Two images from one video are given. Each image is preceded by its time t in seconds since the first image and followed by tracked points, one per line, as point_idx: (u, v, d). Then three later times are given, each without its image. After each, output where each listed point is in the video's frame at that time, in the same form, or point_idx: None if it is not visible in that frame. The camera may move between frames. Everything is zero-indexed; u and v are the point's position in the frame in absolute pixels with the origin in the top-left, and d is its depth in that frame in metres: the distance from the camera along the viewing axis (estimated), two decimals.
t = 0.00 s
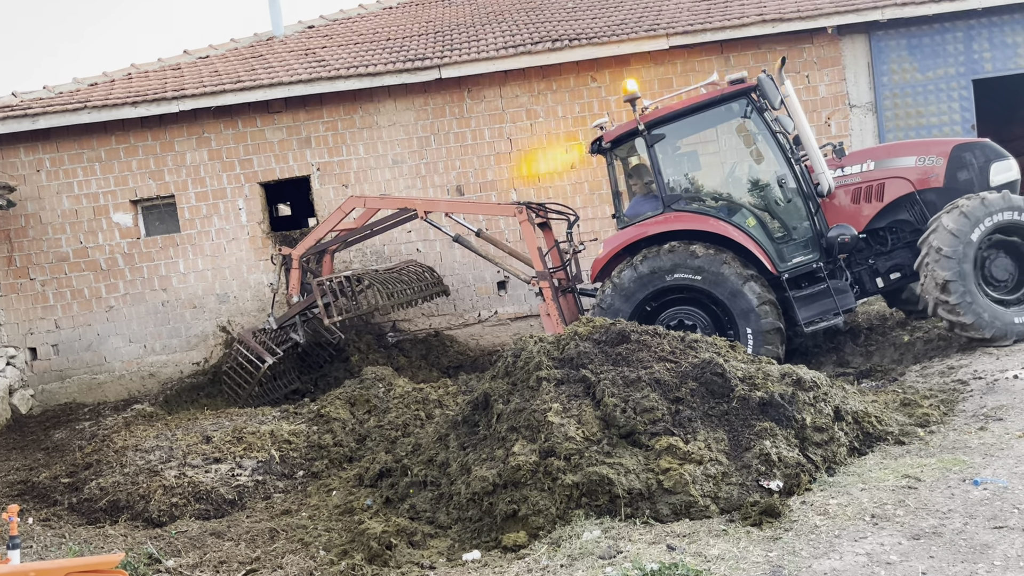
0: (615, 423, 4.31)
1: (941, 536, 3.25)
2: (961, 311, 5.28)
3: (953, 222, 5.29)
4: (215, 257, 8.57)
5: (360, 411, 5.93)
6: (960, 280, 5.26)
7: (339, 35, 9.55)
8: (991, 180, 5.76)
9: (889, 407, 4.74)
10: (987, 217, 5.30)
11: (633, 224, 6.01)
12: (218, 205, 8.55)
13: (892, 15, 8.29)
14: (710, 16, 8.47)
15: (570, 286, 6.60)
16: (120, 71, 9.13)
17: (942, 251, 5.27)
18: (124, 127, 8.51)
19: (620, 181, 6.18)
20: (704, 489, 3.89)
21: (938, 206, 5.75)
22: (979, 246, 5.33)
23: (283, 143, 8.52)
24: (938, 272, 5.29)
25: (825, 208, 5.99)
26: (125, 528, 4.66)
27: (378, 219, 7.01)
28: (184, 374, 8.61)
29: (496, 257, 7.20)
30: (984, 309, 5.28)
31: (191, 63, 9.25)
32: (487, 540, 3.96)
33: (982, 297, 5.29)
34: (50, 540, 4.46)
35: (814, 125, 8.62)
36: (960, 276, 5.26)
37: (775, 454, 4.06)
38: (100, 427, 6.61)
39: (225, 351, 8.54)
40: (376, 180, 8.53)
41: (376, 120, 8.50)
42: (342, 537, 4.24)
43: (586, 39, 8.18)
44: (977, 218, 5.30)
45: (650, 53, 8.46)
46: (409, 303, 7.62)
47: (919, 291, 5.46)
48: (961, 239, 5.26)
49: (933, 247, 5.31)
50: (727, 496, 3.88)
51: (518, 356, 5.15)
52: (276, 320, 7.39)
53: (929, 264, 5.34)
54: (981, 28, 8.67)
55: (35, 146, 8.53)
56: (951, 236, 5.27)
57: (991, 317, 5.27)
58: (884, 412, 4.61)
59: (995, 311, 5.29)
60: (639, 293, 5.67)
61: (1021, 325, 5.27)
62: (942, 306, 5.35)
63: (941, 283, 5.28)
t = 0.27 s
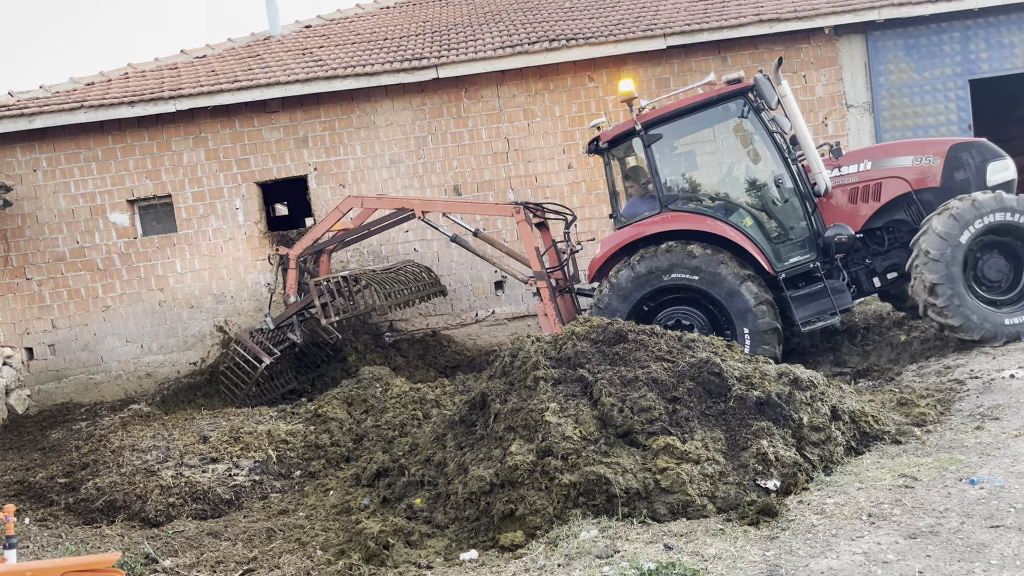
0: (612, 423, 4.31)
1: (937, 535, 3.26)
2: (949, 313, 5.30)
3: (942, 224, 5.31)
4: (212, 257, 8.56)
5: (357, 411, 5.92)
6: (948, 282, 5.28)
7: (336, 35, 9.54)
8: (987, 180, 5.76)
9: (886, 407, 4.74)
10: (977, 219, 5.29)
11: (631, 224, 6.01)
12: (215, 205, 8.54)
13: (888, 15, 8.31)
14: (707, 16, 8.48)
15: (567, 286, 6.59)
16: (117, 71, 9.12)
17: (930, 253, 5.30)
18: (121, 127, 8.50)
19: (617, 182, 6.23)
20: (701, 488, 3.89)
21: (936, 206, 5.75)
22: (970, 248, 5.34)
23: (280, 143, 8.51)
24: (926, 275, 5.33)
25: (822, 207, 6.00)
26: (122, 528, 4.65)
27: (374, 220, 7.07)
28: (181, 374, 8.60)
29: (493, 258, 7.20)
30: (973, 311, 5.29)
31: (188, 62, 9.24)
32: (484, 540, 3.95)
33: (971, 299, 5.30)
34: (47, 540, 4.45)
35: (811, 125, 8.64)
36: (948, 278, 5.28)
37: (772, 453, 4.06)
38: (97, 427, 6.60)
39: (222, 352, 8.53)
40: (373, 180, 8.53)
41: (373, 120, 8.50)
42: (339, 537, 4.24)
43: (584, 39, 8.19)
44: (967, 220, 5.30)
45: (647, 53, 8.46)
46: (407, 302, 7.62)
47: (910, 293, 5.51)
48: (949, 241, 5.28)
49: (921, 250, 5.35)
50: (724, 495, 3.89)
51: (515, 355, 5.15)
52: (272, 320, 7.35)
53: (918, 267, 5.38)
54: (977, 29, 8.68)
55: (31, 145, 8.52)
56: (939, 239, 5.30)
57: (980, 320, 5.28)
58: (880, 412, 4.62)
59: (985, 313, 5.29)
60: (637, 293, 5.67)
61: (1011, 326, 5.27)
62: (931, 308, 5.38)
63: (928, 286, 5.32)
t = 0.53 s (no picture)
0: (610, 422, 4.32)
1: (933, 534, 3.26)
2: (941, 307, 5.33)
3: (944, 218, 5.33)
4: (209, 257, 8.56)
5: (354, 411, 5.92)
6: (944, 276, 5.30)
7: (333, 35, 9.54)
8: (990, 178, 5.77)
9: (882, 406, 4.75)
10: (982, 216, 5.30)
11: (635, 222, 6.00)
12: (211, 205, 8.54)
13: (885, 15, 8.31)
14: (704, 16, 8.48)
15: (570, 286, 6.59)
16: (113, 71, 9.11)
17: (928, 246, 5.32)
18: (118, 127, 8.49)
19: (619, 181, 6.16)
20: (698, 488, 3.89)
21: (938, 203, 5.77)
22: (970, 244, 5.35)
23: (277, 142, 8.50)
24: (922, 268, 5.35)
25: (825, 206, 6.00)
26: (119, 528, 4.64)
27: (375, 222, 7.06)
28: (178, 375, 8.59)
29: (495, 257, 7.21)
30: (965, 307, 5.31)
31: (184, 62, 9.23)
32: (481, 540, 3.96)
33: (966, 295, 5.32)
34: (43, 541, 4.45)
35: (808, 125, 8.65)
36: (945, 272, 5.30)
37: (769, 453, 4.07)
38: (94, 427, 6.59)
39: (219, 352, 8.53)
40: (370, 180, 8.53)
41: (370, 120, 8.49)
42: (336, 537, 4.24)
43: (580, 39, 8.19)
44: (971, 216, 5.31)
45: (645, 54, 8.46)
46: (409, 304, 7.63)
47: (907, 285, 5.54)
48: (950, 235, 5.30)
49: (921, 242, 5.37)
50: (721, 495, 3.89)
51: (512, 355, 5.16)
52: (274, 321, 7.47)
53: (916, 259, 5.41)
54: (973, 29, 8.70)
55: (27, 145, 8.51)
56: (940, 232, 5.32)
57: (972, 316, 5.31)
58: (876, 411, 4.62)
59: (978, 309, 5.31)
60: (644, 288, 5.66)
61: (1003, 326, 5.29)
62: (925, 300, 5.41)
63: (924, 278, 5.34)
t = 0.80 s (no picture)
0: (606, 422, 4.32)
1: (929, 533, 3.27)
2: (940, 298, 5.34)
3: (955, 209, 5.32)
4: (206, 258, 8.55)
5: (351, 411, 5.92)
6: (947, 267, 5.31)
7: (330, 35, 9.53)
8: (996, 175, 5.77)
9: (878, 405, 4.75)
10: (994, 211, 5.29)
11: (643, 218, 6.01)
12: (208, 205, 8.53)
13: (881, 15, 8.32)
14: (700, 16, 8.49)
15: (576, 284, 6.58)
16: (109, 71, 9.10)
17: (935, 235, 5.32)
18: (114, 127, 8.48)
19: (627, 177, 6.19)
20: (694, 488, 3.90)
21: (946, 199, 5.78)
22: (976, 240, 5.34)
23: (273, 143, 8.50)
24: (926, 256, 5.35)
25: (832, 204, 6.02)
26: (115, 529, 4.64)
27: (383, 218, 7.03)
28: (174, 375, 8.58)
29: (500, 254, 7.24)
30: (964, 300, 5.32)
31: (181, 63, 9.22)
32: (478, 540, 3.95)
33: (965, 289, 5.32)
34: (39, 542, 4.44)
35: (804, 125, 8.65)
36: (948, 263, 5.30)
37: (765, 452, 4.08)
38: (90, 428, 6.57)
39: (215, 352, 8.52)
40: (367, 181, 8.52)
41: (367, 120, 8.49)
42: (332, 538, 4.23)
43: (577, 39, 8.19)
44: (982, 210, 5.30)
45: (641, 54, 8.47)
46: (415, 301, 7.66)
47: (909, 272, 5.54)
48: (958, 226, 5.30)
49: (928, 230, 5.37)
50: (717, 494, 3.89)
51: (509, 355, 5.16)
52: (277, 320, 7.31)
53: (921, 247, 5.41)
54: (969, 28, 8.71)
55: (24, 146, 8.50)
56: (948, 223, 5.31)
57: (968, 309, 5.32)
58: (872, 411, 4.63)
59: (975, 303, 5.33)
60: (659, 280, 5.68)
61: (998, 324, 5.30)
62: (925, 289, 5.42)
63: (926, 267, 5.34)
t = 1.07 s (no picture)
0: (602, 423, 4.32)
1: (925, 532, 3.28)
2: (938, 285, 5.37)
3: (969, 199, 5.33)
4: (202, 259, 8.54)
5: (347, 412, 5.92)
6: (950, 255, 5.33)
7: (325, 36, 9.53)
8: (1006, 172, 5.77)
9: (874, 405, 4.76)
10: (1008, 206, 5.27)
11: (652, 213, 6.00)
12: (204, 206, 8.52)
13: (876, 15, 8.33)
14: (695, 16, 8.49)
15: (583, 281, 6.56)
16: (105, 72, 9.08)
17: (944, 222, 5.35)
18: (109, 128, 8.47)
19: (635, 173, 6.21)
20: (690, 488, 3.90)
21: (954, 195, 5.77)
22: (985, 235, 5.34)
23: (269, 143, 8.49)
24: (931, 242, 5.38)
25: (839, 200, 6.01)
26: (111, 531, 4.63)
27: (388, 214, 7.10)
28: (170, 377, 8.56)
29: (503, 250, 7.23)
30: (961, 290, 5.33)
31: (176, 63, 9.21)
32: (475, 541, 3.95)
33: (966, 280, 5.34)
34: (35, 544, 4.43)
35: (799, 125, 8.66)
36: (951, 251, 5.32)
37: (761, 452, 4.08)
38: (85, 430, 6.56)
39: (211, 354, 8.51)
40: (363, 181, 8.52)
41: (363, 121, 8.48)
42: (329, 539, 4.23)
43: (573, 39, 8.19)
44: (996, 204, 5.29)
45: (637, 54, 8.47)
46: (422, 298, 7.65)
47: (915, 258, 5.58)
48: (968, 217, 5.31)
49: (938, 217, 5.40)
50: (713, 494, 3.89)
51: (505, 356, 5.16)
52: (284, 316, 7.31)
53: (929, 233, 5.44)
54: (964, 28, 8.73)
55: (19, 147, 8.49)
56: (960, 212, 5.33)
57: (964, 299, 5.34)
58: (868, 410, 4.64)
59: (972, 295, 5.34)
60: (675, 272, 5.64)
61: (994, 320, 5.31)
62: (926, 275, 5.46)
63: (930, 253, 5.38)
